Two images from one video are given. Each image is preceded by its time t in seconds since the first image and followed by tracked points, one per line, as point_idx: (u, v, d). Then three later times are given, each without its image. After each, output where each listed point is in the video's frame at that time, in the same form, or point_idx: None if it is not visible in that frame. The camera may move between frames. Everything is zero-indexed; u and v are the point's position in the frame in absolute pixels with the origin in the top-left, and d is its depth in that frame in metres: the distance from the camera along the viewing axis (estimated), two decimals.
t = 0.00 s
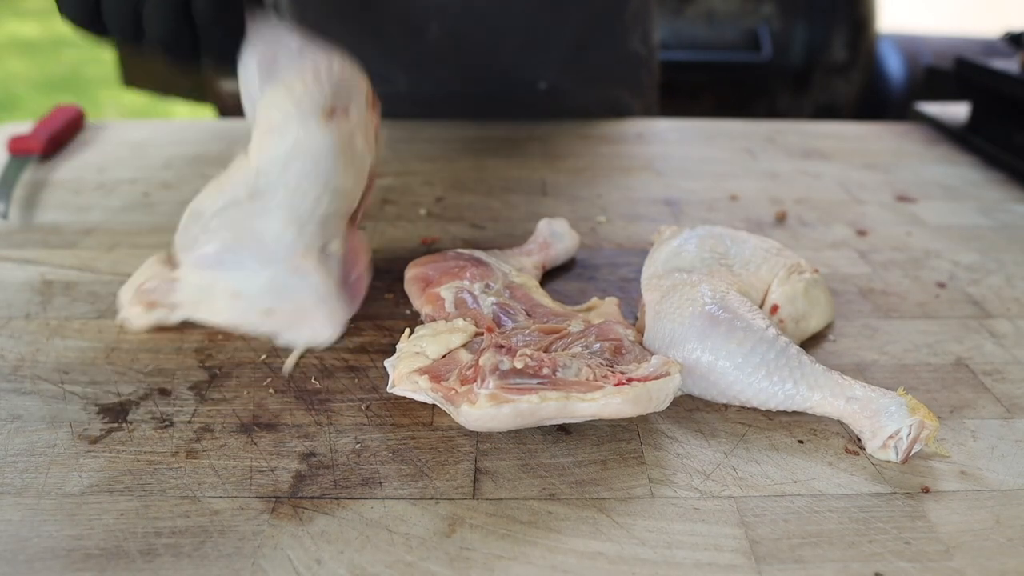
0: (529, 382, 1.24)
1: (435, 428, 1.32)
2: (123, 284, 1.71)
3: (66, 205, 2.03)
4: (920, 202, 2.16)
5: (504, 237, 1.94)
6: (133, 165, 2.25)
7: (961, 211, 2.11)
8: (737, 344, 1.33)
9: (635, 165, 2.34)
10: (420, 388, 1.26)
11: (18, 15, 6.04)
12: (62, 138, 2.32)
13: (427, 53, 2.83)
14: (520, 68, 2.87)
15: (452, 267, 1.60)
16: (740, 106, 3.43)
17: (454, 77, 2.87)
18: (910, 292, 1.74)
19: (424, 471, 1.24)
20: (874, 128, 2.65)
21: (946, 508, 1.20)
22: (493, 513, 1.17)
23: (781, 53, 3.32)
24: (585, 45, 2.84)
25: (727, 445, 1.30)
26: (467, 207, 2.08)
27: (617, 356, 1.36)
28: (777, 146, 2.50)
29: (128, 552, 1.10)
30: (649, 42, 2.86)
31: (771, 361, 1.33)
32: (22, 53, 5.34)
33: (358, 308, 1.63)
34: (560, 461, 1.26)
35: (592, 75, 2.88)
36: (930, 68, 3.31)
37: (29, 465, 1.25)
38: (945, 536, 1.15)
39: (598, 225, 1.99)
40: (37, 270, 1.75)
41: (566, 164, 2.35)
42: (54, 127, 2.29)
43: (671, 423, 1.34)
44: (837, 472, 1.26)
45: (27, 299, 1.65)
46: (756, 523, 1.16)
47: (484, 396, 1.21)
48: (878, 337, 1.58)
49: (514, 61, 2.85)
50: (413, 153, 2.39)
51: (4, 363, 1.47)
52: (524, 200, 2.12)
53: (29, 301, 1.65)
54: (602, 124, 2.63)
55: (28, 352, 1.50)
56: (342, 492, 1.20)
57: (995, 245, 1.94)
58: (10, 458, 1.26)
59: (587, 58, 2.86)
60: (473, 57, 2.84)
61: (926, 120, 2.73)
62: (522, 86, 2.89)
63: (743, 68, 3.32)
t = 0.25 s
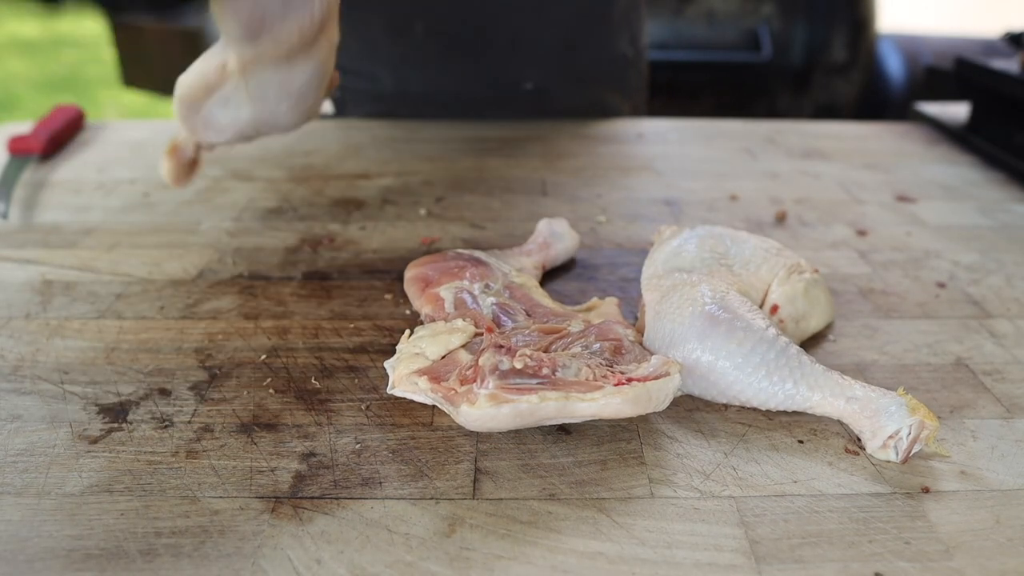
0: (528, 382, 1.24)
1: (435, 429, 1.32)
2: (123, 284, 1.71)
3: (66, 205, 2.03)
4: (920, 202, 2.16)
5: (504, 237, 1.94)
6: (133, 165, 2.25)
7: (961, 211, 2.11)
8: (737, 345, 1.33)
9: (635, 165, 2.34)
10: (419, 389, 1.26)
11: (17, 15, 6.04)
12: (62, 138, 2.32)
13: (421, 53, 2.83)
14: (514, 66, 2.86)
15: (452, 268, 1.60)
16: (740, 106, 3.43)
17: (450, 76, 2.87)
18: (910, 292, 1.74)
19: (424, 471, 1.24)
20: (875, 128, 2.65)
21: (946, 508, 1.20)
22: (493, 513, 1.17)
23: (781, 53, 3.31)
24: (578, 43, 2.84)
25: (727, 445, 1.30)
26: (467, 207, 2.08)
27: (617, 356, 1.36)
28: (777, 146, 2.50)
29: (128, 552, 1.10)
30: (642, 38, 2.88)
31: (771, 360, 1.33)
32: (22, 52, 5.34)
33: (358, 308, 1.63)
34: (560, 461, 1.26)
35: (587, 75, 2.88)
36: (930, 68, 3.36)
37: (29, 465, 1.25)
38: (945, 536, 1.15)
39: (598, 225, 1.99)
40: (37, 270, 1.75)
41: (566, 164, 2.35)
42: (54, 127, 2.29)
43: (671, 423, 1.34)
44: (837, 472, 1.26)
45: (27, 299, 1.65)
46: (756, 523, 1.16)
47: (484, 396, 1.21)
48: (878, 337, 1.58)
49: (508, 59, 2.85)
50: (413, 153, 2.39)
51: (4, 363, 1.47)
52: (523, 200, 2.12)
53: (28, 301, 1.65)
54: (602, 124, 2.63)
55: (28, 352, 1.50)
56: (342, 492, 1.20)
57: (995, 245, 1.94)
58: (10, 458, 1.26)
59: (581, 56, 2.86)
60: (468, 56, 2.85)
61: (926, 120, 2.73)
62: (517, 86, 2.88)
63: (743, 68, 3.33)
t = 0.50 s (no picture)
0: (528, 382, 1.25)
1: (435, 429, 1.32)
2: (123, 285, 1.71)
3: (66, 205, 2.03)
4: (920, 202, 2.16)
5: (504, 237, 1.94)
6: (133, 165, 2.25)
7: (961, 211, 2.11)
8: (737, 344, 1.33)
9: (635, 165, 2.34)
10: (420, 391, 1.26)
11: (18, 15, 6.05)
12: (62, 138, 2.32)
13: (419, 52, 2.79)
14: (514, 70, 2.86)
15: (453, 268, 1.60)
16: (740, 106, 3.42)
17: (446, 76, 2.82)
18: (910, 292, 1.74)
19: (424, 471, 1.24)
20: (875, 128, 2.65)
21: (946, 508, 1.20)
22: (493, 513, 1.17)
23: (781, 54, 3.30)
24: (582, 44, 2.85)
25: (727, 445, 1.30)
26: (467, 207, 2.08)
27: (617, 356, 1.36)
28: (777, 146, 2.50)
29: (128, 552, 1.10)
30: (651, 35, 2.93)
31: (770, 361, 1.33)
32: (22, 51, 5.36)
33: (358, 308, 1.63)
34: (560, 461, 1.26)
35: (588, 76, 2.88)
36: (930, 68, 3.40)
37: (29, 465, 1.25)
38: (945, 536, 1.15)
39: (597, 225, 2.00)
40: (38, 270, 1.75)
41: (566, 164, 2.35)
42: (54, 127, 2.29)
43: (671, 424, 1.34)
44: (837, 472, 1.26)
45: (27, 299, 1.65)
46: (756, 523, 1.16)
47: (484, 396, 1.21)
48: (878, 336, 1.58)
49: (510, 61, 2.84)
50: (413, 153, 2.39)
51: (4, 363, 1.47)
52: (523, 200, 2.12)
53: (28, 301, 1.65)
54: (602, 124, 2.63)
55: (28, 352, 1.50)
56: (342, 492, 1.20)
57: (995, 245, 1.94)
58: (10, 459, 1.26)
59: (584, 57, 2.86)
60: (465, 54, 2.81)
61: (925, 120, 2.73)
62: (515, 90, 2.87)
63: (744, 68, 3.32)
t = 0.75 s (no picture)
0: (528, 382, 1.25)
1: (435, 429, 1.32)
2: (123, 285, 1.71)
3: (66, 205, 2.03)
4: (920, 202, 2.16)
5: (504, 237, 1.94)
6: (133, 165, 2.25)
7: (962, 211, 2.11)
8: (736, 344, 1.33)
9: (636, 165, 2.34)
10: (419, 391, 1.27)
11: (19, 16, 6.06)
12: (62, 138, 2.32)
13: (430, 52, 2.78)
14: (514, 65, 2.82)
15: (452, 267, 1.59)
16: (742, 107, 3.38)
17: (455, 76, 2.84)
18: (910, 292, 1.74)
19: (425, 471, 1.24)
20: (875, 128, 2.65)
21: (947, 508, 1.20)
22: (494, 513, 1.17)
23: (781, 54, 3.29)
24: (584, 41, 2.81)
25: (727, 445, 1.30)
26: (467, 207, 2.08)
27: (617, 356, 1.36)
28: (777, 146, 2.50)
29: (128, 552, 1.10)
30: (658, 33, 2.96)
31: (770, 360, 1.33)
32: (22, 52, 5.36)
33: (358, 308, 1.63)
34: (560, 461, 1.26)
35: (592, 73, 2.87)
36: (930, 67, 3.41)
37: (29, 465, 1.25)
38: (944, 536, 1.15)
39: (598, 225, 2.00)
40: (38, 271, 1.75)
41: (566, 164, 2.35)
42: (55, 127, 2.29)
43: (671, 423, 1.34)
44: (837, 472, 1.26)
45: (27, 299, 1.65)
46: (756, 523, 1.16)
47: (483, 395, 1.21)
48: (878, 336, 1.58)
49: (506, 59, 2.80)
50: (413, 153, 2.38)
51: (4, 363, 1.47)
52: (524, 200, 2.12)
53: (28, 301, 1.65)
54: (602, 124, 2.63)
55: (28, 352, 1.50)
56: (342, 492, 1.20)
57: (995, 245, 1.94)
58: (10, 459, 1.26)
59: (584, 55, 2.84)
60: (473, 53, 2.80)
61: (926, 120, 2.72)
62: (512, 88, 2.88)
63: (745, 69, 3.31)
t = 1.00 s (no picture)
0: (528, 382, 1.25)
1: (435, 429, 1.32)
2: (122, 284, 1.71)
3: (66, 205, 2.03)
4: (920, 202, 2.16)
5: (504, 237, 1.94)
6: (133, 165, 2.25)
7: (962, 211, 2.11)
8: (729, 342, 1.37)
9: (636, 165, 2.34)
10: (419, 391, 1.28)
11: (19, 16, 6.07)
12: (62, 138, 2.32)
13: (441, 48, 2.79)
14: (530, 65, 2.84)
15: (451, 267, 1.59)
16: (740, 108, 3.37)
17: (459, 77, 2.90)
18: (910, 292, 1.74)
19: (425, 471, 1.24)
20: (875, 128, 2.65)
21: (946, 507, 1.20)
22: (493, 513, 1.17)
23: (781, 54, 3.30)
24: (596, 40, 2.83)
25: (727, 445, 1.30)
26: (467, 207, 2.08)
27: (617, 356, 1.35)
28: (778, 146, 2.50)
29: (128, 552, 1.10)
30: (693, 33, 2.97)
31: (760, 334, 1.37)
32: (22, 52, 5.36)
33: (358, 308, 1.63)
34: (560, 461, 1.26)
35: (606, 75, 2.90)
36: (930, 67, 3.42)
37: (29, 465, 1.25)
38: (944, 536, 1.15)
39: (597, 225, 2.00)
40: (38, 271, 1.75)
41: (566, 163, 2.35)
42: (55, 127, 2.29)
43: (671, 423, 1.34)
44: (837, 473, 1.26)
45: (27, 299, 1.65)
46: (756, 523, 1.16)
47: (483, 395, 1.22)
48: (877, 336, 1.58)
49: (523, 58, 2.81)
50: (413, 153, 2.38)
51: (4, 363, 1.47)
52: (524, 200, 2.12)
53: (28, 302, 1.65)
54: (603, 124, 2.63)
55: (28, 352, 1.50)
56: (342, 492, 1.20)
57: (995, 245, 1.94)
58: (10, 459, 1.26)
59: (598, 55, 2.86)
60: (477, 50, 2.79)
61: (926, 120, 2.72)
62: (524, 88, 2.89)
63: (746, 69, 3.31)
